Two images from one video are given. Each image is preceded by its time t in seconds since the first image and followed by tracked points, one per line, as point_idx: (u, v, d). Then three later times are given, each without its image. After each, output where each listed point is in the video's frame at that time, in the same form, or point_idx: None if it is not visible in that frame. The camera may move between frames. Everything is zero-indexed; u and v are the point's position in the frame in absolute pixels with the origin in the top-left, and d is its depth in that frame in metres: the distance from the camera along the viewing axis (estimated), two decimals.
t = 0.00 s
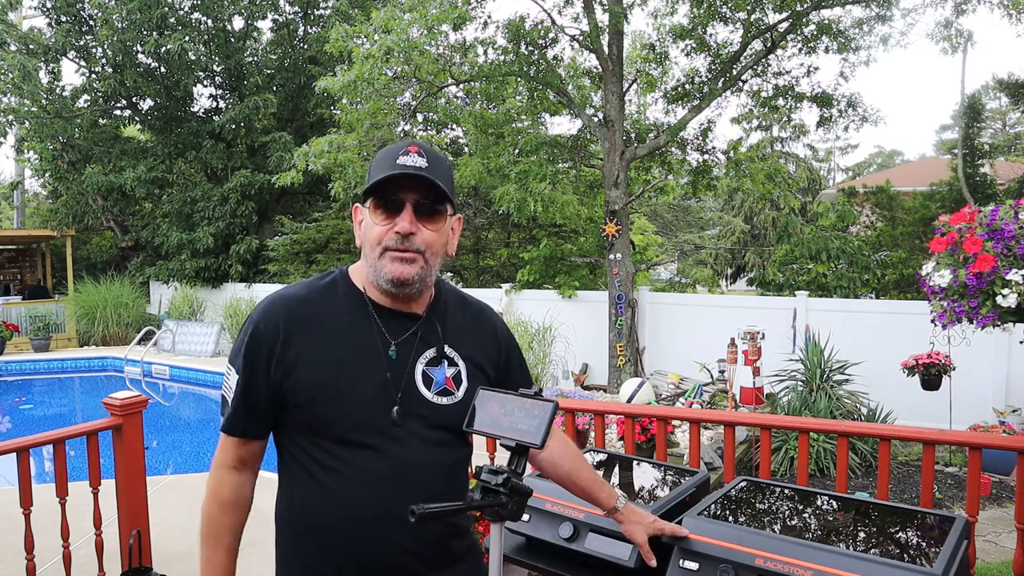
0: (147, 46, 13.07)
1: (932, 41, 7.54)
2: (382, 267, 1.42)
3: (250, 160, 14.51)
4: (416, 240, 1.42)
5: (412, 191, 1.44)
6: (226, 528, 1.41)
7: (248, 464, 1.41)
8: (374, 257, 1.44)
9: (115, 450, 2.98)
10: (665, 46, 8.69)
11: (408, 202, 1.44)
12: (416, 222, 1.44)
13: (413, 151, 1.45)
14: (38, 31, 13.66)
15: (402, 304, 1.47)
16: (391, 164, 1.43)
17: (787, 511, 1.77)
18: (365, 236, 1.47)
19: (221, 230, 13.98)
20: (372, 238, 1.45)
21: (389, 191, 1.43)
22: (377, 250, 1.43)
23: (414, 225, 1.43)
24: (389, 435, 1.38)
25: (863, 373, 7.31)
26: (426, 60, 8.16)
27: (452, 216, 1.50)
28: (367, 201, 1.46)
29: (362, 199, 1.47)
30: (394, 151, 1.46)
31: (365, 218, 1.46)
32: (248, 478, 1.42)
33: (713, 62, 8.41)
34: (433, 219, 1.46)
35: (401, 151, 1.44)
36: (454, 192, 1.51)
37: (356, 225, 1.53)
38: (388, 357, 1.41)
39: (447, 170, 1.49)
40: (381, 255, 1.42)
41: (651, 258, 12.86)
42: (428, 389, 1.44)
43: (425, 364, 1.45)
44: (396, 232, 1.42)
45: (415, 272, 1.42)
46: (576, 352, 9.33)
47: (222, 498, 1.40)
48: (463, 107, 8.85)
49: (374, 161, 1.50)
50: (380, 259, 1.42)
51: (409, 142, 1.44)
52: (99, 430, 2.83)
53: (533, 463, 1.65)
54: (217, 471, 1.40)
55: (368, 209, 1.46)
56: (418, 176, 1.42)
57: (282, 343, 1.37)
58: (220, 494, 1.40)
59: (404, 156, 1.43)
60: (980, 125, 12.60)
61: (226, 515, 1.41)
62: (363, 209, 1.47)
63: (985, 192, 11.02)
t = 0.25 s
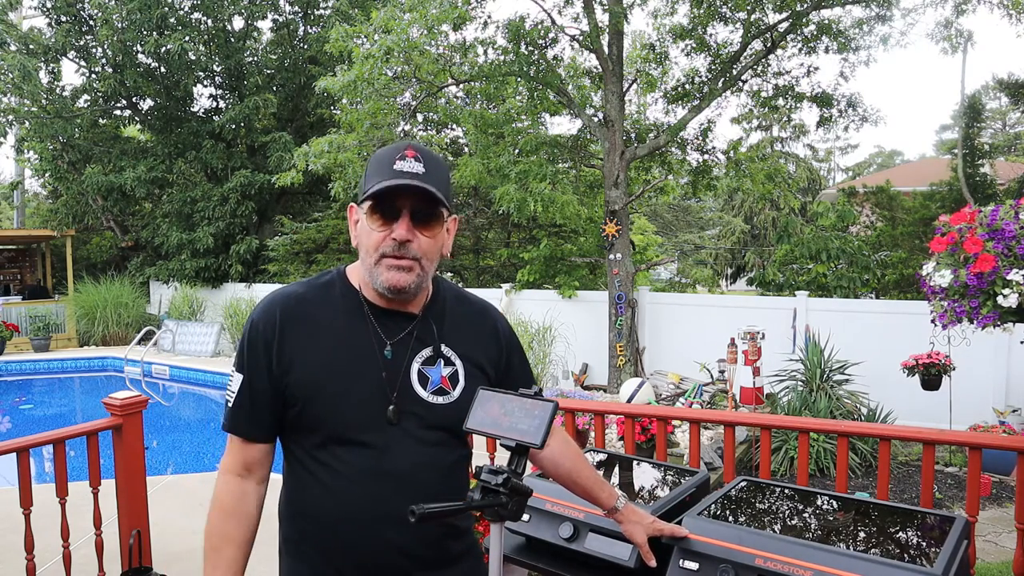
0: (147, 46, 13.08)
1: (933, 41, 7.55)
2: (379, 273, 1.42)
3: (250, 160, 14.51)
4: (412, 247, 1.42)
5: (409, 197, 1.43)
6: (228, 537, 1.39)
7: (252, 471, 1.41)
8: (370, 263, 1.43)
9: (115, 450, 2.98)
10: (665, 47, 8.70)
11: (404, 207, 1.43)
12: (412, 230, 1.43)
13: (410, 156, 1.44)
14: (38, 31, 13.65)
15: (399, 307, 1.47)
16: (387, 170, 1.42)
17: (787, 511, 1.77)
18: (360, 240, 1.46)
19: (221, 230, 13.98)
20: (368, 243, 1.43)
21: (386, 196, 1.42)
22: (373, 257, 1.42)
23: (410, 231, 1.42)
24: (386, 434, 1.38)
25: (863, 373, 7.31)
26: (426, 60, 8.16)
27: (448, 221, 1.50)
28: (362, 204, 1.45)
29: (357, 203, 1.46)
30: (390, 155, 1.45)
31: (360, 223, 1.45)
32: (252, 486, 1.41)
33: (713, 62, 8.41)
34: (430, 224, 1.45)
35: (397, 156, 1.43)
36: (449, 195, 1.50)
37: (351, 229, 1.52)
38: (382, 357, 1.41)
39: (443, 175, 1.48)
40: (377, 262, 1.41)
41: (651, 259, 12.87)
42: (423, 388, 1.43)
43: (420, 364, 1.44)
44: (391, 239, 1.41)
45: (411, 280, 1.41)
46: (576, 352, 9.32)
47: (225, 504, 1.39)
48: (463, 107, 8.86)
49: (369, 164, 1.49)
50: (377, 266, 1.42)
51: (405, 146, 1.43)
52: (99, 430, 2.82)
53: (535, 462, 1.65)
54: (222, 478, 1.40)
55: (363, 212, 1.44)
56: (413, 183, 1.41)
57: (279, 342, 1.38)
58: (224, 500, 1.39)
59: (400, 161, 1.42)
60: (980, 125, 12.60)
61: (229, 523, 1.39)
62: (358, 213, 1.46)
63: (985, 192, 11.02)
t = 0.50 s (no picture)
0: (147, 46, 13.07)
1: (933, 41, 7.55)
2: (433, 290, 1.37)
3: (250, 160, 14.51)
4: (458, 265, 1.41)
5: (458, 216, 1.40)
6: (223, 535, 1.38)
7: (247, 470, 1.40)
8: (422, 279, 1.36)
9: (114, 450, 2.98)
10: (665, 46, 8.70)
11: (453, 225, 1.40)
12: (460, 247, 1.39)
13: (457, 174, 1.41)
14: (38, 31, 13.65)
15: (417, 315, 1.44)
16: (447, 186, 1.36)
17: (787, 511, 1.77)
18: (402, 249, 1.35)
19: (221, 230, 13.98)
20: (418, 259, 1.34)
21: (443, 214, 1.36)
22: (426, 272, 1.35)
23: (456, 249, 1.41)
24: (383, 434, 1.38)
25: (863, 373, 7.31)
26: (426, 60, 8.15)
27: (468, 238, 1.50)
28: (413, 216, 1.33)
29: (401, 209, 1.33)
30: (435, 166, 1.38)
31: (406, 232, 1.33)
32: (247, 485, 1.41)
33: (713, 62, 8.42)
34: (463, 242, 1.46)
35: (450, 172, 1.39)
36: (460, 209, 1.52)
37: (370, 233, 1.38)
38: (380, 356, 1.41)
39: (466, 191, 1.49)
40: (432, 279, 1.36)
41: (651, 258, 12.87)
42: (419, 386, 1.42)
43: (417, 361, 1.43)
44: (451, 252, 1.36)
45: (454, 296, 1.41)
46: (576, 352, 9.32)
47: (219, 503, 1.38)
48: (463, 107, 8.86)
49: (401, 166, 1.36)
50: (430, 283, 1.36)
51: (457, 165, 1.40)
52: (99, 430, 2.82)
53: (535, 460, 1.63)
54: (218, 476, 1.40)
55: (416, 225, 1.33)
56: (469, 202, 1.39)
57: (275, 341, 1.37)
58: (218, 499, 1.39)
59: (454, 180, 1.39)
60: (980, 125, 12.60)
61: (224, 522, 1.38)
62: (400, 220, 1.33)
63: (985, 192, 11.01)
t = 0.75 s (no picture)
0: (147, 46, 13.07)
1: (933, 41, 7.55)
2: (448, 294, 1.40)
3: (250, 160, 14.51)
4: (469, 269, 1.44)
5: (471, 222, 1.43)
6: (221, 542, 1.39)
7: (244, 473, 1.39)
8: (437, 284, 1.38)
9: (115, 450, 2.98)
10: (665, 46, 8.70)
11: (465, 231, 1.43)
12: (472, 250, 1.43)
13: (470, 180, 1.43)
14: (38, 31, 13.65)
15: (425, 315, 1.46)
16: (465, 194, 1.39)
17: (787, 512, 1.77)
18: (421, 254, 1.36)
19: (221, 230, 13.98)
20: (435, 264, 1.36)
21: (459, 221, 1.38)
22: (442, 277, 1.37)
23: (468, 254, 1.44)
24: (385, 433, 1.38)
25: (863, 373, 7.32)
26: (426, 60, 8.15)
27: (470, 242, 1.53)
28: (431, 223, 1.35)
29: (421, 216, 1.34)
30: (451, 172, 1.39)
31: (426, 238, 1.35)
32: (244, 489, 1.40)
33: (713, 62, 8.41)
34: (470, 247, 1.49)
35: (465, 180, 1.41)
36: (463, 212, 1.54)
37: (385, 237, 1.38)
38: (385, 356, 1.41)
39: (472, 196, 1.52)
40: (448, 283, 1.38)
41: (651, 258, 12.87)
42: (422, 384, 1.44)
43: (420, 359, 1.44)
44: (468, 256, 1.39)
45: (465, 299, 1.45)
46: (576, 352, 9.32)
47: (215, 509, 1.38)
48: (463, 107, 8.86)
49: (418, 170, 1.36)
50: (446, 288, 1.39)
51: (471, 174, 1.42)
52: (99, 430, 2.82)
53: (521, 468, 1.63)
54: (216, 481, 1.39)
55: (434, 231, 1.35)
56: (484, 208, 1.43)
57: (280, 342, 1.37)
58: (215, 504, 1.39)
59: (469, 187, 1.41)
60: (980, 125, 12.60)
61: (221, 529, 1.39)
62: (421, 226, 1.35)
63: (985, 192, 11.01)
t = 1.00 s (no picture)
0: (147, 46, 13.08)
1: (933, 41, 7.56)
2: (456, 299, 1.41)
3: (250, 160, 14.50)
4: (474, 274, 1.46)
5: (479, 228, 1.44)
6: (192, 531, 1.38)
7: (229, 466, 1.39)
8: (446, 288, 1.39)
9: (115, 450, 2.98)
10: (665, 46, 8.70)
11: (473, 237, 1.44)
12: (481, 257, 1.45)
13: (480, 187, 1.44)
14: (38, 31, 13.64)
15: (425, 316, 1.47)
16: (477, 202, 1.40)
17: (786, 512, 1.77)
18: (431, 260, 1.37)
19: (221, 230, 13.98)
20: (446, 270, 1.37)
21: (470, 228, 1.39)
22: (450, 282, 1.38)
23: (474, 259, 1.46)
24: (387, 432, 1.38)
25: (863, 373, 7.32)
26: (426, 60, 8.14)
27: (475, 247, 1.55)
28: (444, 229, 1.35)
29: (434, 223, 1.34)
30: (463, 179, 1.40)
31: (437, 245, 1.36)
32: (227, 482, 1.39)
33: (713, 62, 8.42)
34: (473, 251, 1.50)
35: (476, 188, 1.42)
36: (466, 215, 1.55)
37: (396, 241, 1.38)
38: (390, 358, 1.42)
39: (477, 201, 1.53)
40: (455, 288, 1.40)
41: (651, 259, 12.87)
42: (423, 385, 1.44)
43: (422, 361, 1.45)
44: (475, 262, 1.41)
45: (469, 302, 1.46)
46: (576, 352, 9.32)
47: (194, 499, 1.37)
48: (463, 107, 8.86)
49: (431, 176, 1.36)
50: (453, 292, 1.40)
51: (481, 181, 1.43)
52: (99, 430, 2.82)
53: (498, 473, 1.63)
54: (199, 471, 1.38)
55: (447, 239, 1.36)
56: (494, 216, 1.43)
57: (284, 340, 1.37)
58: (195, 494, 1.38)
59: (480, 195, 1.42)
60: (980, 125, 12.61)
61: (196, 519, 1.38)
62: (433, 233, 1.35)
63: (985, 192, 11.00)
